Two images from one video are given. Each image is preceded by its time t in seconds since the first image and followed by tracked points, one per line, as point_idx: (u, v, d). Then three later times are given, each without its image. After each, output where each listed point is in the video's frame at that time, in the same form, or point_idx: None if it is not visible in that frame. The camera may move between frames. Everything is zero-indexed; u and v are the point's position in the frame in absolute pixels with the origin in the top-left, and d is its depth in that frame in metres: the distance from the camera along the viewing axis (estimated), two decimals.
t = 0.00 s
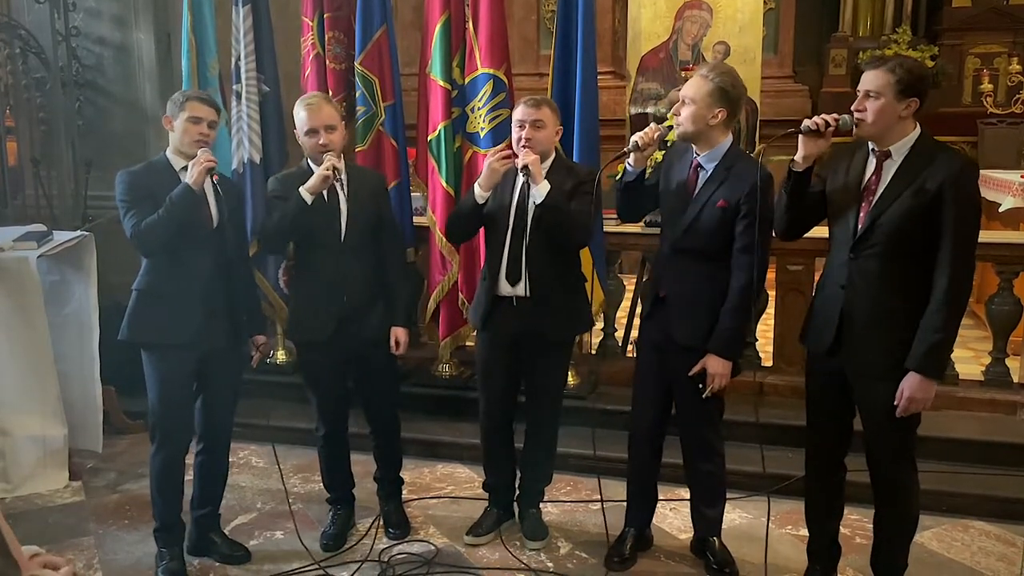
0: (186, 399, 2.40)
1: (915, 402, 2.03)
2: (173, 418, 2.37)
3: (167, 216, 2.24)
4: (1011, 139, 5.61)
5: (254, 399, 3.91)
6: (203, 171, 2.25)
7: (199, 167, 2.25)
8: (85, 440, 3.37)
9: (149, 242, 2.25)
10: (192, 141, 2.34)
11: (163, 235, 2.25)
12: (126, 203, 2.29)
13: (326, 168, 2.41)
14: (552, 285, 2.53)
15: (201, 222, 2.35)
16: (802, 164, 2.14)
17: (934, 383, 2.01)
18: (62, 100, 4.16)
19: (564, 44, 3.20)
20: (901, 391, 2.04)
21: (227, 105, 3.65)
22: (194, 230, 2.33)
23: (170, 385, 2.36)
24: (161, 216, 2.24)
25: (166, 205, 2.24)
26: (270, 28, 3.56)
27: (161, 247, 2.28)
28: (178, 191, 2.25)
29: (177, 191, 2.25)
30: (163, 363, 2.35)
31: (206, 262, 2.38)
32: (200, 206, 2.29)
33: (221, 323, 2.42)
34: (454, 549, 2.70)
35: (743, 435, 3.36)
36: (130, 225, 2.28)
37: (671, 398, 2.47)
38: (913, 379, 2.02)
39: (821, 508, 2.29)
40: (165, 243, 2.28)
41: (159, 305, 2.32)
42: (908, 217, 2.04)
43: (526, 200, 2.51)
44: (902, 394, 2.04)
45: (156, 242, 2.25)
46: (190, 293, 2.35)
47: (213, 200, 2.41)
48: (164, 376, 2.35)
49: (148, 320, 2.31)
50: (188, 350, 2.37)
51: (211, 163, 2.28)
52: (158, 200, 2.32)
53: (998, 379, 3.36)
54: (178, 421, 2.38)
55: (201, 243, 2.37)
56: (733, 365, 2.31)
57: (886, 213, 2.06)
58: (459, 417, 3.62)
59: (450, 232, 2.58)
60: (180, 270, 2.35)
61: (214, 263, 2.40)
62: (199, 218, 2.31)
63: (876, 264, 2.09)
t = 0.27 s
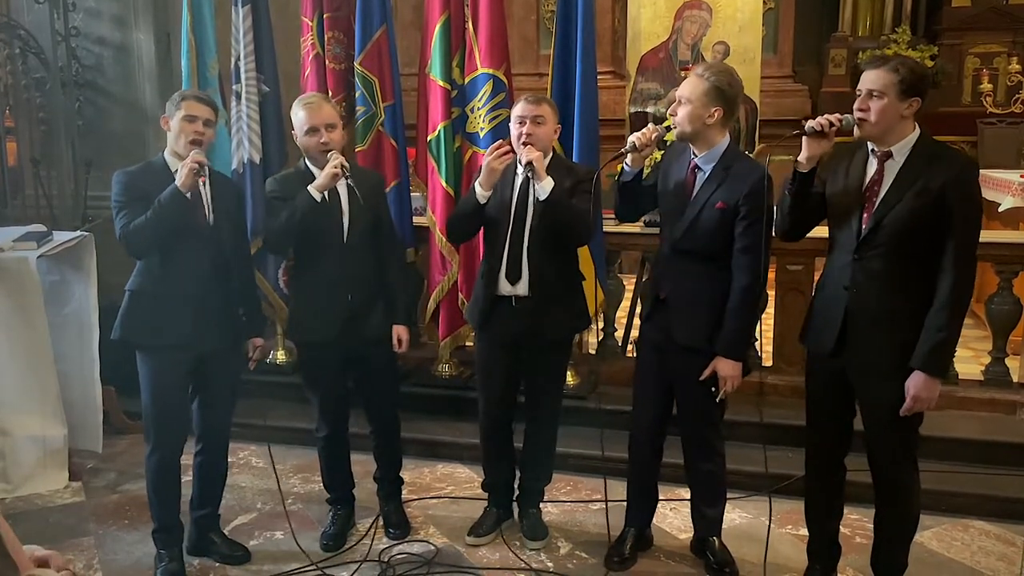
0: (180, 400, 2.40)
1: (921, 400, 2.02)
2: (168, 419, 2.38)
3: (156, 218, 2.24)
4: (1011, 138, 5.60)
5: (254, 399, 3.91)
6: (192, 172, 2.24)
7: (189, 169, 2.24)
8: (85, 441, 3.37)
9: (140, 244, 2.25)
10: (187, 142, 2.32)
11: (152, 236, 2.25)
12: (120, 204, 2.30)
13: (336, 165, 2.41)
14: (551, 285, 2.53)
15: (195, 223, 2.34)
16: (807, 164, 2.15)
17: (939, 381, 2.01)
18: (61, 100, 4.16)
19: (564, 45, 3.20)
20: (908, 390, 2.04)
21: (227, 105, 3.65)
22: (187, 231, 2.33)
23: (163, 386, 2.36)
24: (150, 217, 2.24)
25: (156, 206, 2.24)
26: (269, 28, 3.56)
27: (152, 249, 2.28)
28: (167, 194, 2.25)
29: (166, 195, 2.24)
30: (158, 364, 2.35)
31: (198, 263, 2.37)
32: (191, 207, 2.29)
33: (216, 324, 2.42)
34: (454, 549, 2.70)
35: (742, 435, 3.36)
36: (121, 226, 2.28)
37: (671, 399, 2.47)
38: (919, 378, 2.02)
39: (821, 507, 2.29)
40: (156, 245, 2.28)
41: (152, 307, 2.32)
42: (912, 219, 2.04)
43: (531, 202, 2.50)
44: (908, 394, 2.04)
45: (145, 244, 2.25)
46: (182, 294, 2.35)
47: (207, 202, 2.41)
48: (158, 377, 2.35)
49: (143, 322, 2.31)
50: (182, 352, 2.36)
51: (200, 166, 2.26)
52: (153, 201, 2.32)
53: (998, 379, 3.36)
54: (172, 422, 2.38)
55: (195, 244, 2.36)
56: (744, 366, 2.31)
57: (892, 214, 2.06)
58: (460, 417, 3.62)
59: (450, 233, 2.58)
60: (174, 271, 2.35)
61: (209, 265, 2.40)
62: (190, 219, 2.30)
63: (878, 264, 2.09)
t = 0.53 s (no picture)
0: (173, 401, 2.39)
1: (928, 395, 2.02)
2: (160, 420, 2.38)
3: (143, 218, 2.23)
4: (1009, 138, 5.61)
5: (253, 399, 3.92)
6: (180, 172, 2.23)
7: (177, 169, 2.22)
8: (84, 441, 3.37)
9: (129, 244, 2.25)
10: (181, 141, 2.30)
11: (138, 236, 2.25)
12: (114, 203, 2.30)
13: (342, 161, 2.40)
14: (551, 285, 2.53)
15: (185, 223, 2.33)
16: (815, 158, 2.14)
17: (944, 378, 2.01)
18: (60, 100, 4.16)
19: (563, 46, 3.20)
20: (914, 387, 2.04)
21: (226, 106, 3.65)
22: (177, 231, 2.32)
23: (155, 387, 2.36)
24: (136, 217, 2.24)
25: (143, 206, 2.24)
26: (268, 29, 3.56)
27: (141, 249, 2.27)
28: (155, 194, 2.24)
29: (154, 195, 2.24)
30: (149, 365, 2.35)
31: (188, 263, 2.36)
32: (177, 206, 2.28)
33: (207, 325, 2.41)
34: (454, 549, 2.70)
35: (742, 435, 3.36)
36: (111, 227, 2.28)
37: (671, 399, 2.47)
38: (923, 375, 2.02)
39: (821, 507, 2.29)
40: (143, 244, 2.28)
41: (143, 307, 2.32)
42: (914, 219, 2.05)
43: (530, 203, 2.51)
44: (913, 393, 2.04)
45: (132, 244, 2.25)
46: (172, 294, 2.34)
47: (201, 202, 2.40)
48: (149, 378, 2.35)
49: (134, 322, 2.31)
50: (174, 352, 2.36)
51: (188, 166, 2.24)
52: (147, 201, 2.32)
53: (996, 378, 3.36)
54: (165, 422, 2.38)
55: (186, 244, 2.35)
56: (744, 365, 2.31)
57: (894, 214, 2.06)
58: (459, 418, 3.63)
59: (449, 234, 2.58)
60: (165, 272, 2.34)
61: (201, 265, 2.39)
62: (179, 218, 2.30)
63: (879, 265, 2.10)
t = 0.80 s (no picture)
0: (166, 400, 2.39)
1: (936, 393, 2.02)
2: (152, 420, 2.38)
3: (133, 217, 2.23)
4: (1008, 138, 5.61)
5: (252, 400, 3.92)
6: (172, 172, 2.22)
7: (169, 169, 2.21)
8: (83, 442, 3.36)
9: (120, 243, 2.25)
10: (178, 141, 2.30)
11: (129, 235, 2.24)
12: (110, 200, 2.30)
13: (351, 159, 2.40)
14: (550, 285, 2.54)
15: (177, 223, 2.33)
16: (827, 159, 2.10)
17: (949, 376, 2.03)
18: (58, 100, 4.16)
19: (562, 47, 3.21)
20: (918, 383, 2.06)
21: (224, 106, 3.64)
22: (168, 230, 2.32)
23: (148, 387, 2.36)
24: (128, 215, 2.24)
25: (134, 205, 2.24)
26: (266, 29, 3.55)
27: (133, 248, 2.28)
28: (146, 193, 2.24)
29: (146, 194, 2.24)
30: (141, 364, 2.35)
31: (180, 264, 2.36)
32: (169, 205, 2.28)
33: (198, 324, 2.41)
34: (453, 549, 2.70)
35: (741, 434, 3.36)
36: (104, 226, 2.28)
37: (669, 399, 2.47)
38: (928, 372, 2.04)
39: (821, 507, 2.28)
40: (135, 243, 2.28)
41: (135, 307, 2.32)
42: (915, 220, 2.05)
43: (528, 203, 2.51)
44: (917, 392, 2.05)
45: (123, 243, 2.25)
46: (164, 295, 2.34)
47: (196, 202, 2.40)
48: (142, 378, 2.35)
49: (126, 322, 2.31)
50: (165, 351, 2.36)
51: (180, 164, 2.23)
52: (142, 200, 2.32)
53: (995, 378, 3.36)
54: (158, 421, 2.38)
55: (178, 244, 2.35)
56: (734, 365, 2.31)
57: (897, 214, 2.05)
58: (459, 418, 3.63)
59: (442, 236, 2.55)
60: (157, 272, 2.35)
61: (194, 265, 2.39)
62: (170, 218, 2.30)
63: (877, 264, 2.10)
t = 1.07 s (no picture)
0: (163, 400, 2.39)
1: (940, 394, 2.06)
2: (150, 420, 2.37)
3: (133, 216, 2.23)
4: (1006, 137, 5.60)
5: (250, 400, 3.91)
6: (175, 172, 2.22)
7: (172, 168, 2.21)
8: (81, 442, 3.36)
9: (120, 242, 2.24)
10: (178, 141, 2.30)
11: (129, 234, 2.24)
12: (108, 201, 2.29)
13: (355, 157, 2.41)
14: (548, 285, 2.54)
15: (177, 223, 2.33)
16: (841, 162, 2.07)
17: (957, 375, 2.06)
18: (56, 101, 4.15)
19: (559, 47, 3.20)
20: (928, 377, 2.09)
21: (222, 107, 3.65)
22: (168, 230, 2.32)
23: (145, 387, 2.36)
24: (127, 215, 2.23)
25: (135, 205, 2.24)
26: (264, 29, 3.55)
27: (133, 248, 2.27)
28: (148, 192, 2.24)
29: (147, 193, 2.23)
30: (139, 364, 2.34)
31: (178, 264, 2.36)
32: (171, 205, 2.27)
33: (195, 324, 2.41)
34: (452, 549, 2.70)
35: (739, 434, 3.36)
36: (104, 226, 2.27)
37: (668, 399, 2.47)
38: (937, 369, 2.07)
39: (820, 506, 2.28)
40: (134, 243, 2.27)
41: (133, 307, 2.31)
42: (920, 219, 2.04)
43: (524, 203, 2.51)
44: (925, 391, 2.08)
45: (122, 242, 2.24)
46: (162, 295, 2.34)
47: (195, 202, 2.39)
48: (139, 378, 2.35)
49: (124, 321, 2.31)
50: (163, 351, 2.36)
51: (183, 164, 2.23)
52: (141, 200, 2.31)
53: (994, 377, 3.36)
54: (155, 421, 2.38)
55: (177, 244, 2.35)
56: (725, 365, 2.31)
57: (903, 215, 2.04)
58: (457, 418, 3.63)
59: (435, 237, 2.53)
60: (156, 271, 2.34)
61: (193, 265, 2.39)
62: (171, 218, 2.30)
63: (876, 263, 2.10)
